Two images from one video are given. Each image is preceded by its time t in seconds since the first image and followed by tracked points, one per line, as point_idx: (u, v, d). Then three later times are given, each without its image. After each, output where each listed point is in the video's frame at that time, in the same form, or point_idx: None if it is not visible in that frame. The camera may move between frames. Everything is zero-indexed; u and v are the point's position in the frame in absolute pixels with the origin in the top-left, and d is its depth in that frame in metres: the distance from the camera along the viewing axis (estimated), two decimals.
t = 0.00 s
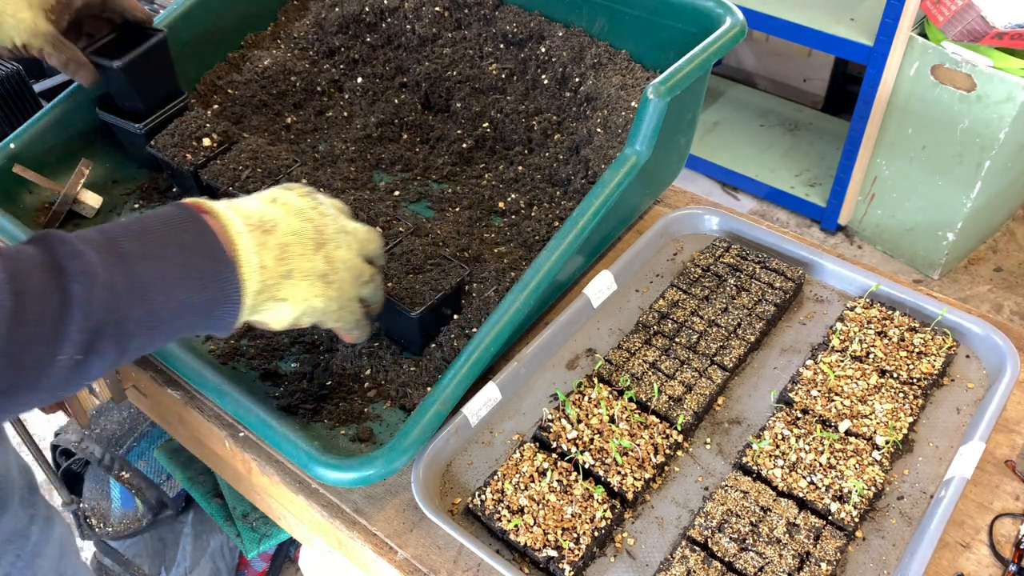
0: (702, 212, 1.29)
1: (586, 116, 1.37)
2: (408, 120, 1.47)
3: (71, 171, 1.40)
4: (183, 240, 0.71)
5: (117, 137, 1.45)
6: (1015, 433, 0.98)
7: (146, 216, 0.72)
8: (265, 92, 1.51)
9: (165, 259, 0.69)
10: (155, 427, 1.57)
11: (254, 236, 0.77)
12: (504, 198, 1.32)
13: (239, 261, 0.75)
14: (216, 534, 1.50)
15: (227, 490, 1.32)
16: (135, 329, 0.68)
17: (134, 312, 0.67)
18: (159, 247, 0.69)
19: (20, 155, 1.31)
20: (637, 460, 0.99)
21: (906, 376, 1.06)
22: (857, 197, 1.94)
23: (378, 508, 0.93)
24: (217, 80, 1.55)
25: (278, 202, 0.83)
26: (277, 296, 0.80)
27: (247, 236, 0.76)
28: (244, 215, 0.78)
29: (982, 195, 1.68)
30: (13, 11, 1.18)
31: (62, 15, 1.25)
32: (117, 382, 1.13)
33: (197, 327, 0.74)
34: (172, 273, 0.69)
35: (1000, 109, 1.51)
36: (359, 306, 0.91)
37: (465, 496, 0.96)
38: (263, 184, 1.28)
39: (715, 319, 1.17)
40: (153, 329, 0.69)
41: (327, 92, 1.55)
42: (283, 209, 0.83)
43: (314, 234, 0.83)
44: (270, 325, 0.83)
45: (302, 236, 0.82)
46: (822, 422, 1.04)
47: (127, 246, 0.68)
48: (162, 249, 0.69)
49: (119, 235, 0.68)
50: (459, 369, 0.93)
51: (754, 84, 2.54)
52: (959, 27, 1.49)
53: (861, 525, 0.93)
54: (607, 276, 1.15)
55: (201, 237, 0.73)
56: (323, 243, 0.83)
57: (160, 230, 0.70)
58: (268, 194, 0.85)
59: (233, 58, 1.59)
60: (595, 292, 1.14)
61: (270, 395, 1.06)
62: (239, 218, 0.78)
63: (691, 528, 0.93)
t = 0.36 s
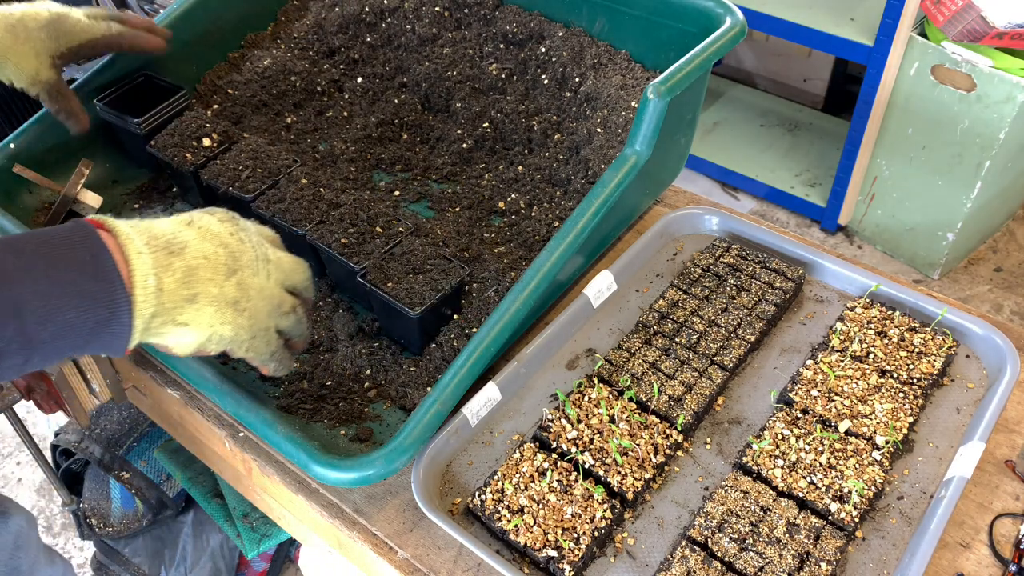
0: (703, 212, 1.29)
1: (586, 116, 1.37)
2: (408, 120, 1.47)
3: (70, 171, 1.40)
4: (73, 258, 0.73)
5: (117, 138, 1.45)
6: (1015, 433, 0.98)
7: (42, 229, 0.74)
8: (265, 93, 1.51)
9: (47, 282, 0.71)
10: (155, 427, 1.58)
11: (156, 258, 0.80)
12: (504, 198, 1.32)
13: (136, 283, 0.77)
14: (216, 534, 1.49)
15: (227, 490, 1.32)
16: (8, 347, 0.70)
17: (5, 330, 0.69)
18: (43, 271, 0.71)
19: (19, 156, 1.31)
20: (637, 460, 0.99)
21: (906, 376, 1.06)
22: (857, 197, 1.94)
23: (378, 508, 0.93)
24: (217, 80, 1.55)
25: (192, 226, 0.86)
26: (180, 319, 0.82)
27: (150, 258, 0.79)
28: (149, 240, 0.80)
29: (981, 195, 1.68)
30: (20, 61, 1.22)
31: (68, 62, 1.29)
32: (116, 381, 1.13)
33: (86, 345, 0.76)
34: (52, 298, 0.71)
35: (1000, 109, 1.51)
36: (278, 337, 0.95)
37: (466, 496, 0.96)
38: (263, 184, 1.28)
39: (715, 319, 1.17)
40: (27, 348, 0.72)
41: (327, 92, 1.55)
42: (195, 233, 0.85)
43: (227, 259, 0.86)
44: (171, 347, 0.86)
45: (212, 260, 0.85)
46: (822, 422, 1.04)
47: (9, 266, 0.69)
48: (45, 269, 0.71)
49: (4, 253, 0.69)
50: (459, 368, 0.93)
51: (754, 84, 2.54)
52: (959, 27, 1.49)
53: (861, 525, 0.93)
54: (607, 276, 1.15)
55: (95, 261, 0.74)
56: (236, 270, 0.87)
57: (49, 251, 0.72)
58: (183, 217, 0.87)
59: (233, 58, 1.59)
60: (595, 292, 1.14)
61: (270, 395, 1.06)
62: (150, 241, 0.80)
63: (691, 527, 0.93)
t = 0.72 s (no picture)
0: (703, 212, 1.29)
1: (586, 115, 1.37)
2: (408, 120, 1.47)
3: (71, 170, 1.41)
4: (149, 254, 0.71)
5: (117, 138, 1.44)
6: (1015, 433, 0.98)
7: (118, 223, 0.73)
8: (265, 93, 1.51)
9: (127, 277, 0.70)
10: (154, 427, 1.56)
11: (224, 246, 0.77)
12: (504, 198, 1.32)
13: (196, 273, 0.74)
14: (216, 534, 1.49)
15: (226, 490, 1.32)
16: (91, 342, 0.70)
17: (92, 327, 0.69)
18: (122, 266, 0.70)
19: (19, 156, 1.32)
20: (637, 460, 0.99)
21: (906, 376, 1.06)
22: (857, 197, 1.94)
23: (378, 508, 0.93)
24: (217, 80, 1.55)
25: (267, 209, 0.83)
26: (255, 303, 0.79)
27: (215, 245, 0.77)
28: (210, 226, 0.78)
29: (982, 195, 1.68)
30: (49, 93, 1.13)
31: (108, 100, 1.21)
32: (116, 381, 1.13)
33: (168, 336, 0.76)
34: (132, 292, 0.70)
35: (1001, 109, 1.51)
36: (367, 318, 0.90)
37: (466, 496, 0.96)
38: (264, 185, 1.28)
39: (715, 319, 1.17)
40: (110, 342, 0.71)
41: (326, 92, 1.54)
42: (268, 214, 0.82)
43: (303, 240, 0.82)
44: (255, 335, 0.83)
45: (285, 243, 0.81)
46: (822, 422, 1.04)
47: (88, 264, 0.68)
48: (124, 265, 0.70)
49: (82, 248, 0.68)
50: (459, 368, 0.93)
51: (754, 84, 2.54)
52: (959, 27, 1.49)
53: (861, 525, 0.93)
54: (607, 276, 1.15)
55: (167, 255, 0.73)
56: (314, 251, 0.83)
57: (126, 245, 0.70)
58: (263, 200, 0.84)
59: (233, 58, 1.59)
60: (595, 292, 1.14)
61: (270, 395, 1.06)
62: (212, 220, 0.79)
63: (691, 528, 0.93)
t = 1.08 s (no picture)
0: (702, 212, 1.29)
1: (586, 116, 1.37)
2: (408, 120, 1.47)
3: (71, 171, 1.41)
4: (181, 342, 0.61)
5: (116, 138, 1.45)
6: (1015, 433, 0.98)
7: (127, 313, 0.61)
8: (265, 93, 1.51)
9: (169, 370, 0.59)
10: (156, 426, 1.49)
11: (236, 334, 0.68)
12: (504, 198, 1.32)
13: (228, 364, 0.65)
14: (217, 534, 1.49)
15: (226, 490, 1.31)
16: (128, 451, 0.58)
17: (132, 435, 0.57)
18: (161, 358, 0.59)
19: (19, 156, 1.34)
20: (637, 460, 0.99)
21: (906, 376, 1.06)
22: (857, 197, 1.94)
23: (378, 508, 0.93)
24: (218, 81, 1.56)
25: (270, 285, 0.74)
26: (259, 395, 0.72)
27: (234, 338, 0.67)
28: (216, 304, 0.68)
29: (982, 195, 1.68)
30: (269, 81, 1.04)
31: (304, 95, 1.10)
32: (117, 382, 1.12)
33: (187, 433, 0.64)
34: (174, 391, 0.59)
35: (1001, 109, 1.51)
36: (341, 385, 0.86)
37: (466, 496, 0.96)
38: (264, 184, 1.28)
39: (715, 319, 1.17)
40: (145, 447, 0.60)
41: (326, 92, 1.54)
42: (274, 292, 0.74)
43: (306, 319, 0.76)
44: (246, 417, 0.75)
45: (293, 323, 0.74)
46: (822, 422, 1.04)
47: (124, 360, 0.57)
48: (162, 357, 0.59)
49: (109, 343, 0.57)
50: (459, 368, 0.93)
51: (754, 84, 2.54)
52: (959, 27, 1.49)
53: (861, 525, 0.93)
54: (607, 276, 1.15)
55: (202, 342, 0.62)
56: (313, 330, 0.77)
57: (158, 331, 0.60)
58: (257, 270, 0.75)
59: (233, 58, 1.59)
60: (595, 292, 1.14)
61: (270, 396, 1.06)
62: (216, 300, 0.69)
63: (691, 528, 0.93)
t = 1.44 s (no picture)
0: (702, 212, 1.29)
1: (586, 116, 1.37)
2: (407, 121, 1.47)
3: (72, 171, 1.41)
4: (190, 442, 0.59)
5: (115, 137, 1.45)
6: (1015, 433, 0.98)
7: (123, 404, 0.61)
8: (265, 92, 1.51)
9: (174, 475, 0.58)
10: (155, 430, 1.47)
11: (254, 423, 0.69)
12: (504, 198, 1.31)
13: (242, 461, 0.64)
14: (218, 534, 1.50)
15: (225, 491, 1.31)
16: (129, 562, 0.57)
17: (132, 547, 0.56)
18: (160, 448, 0.58)
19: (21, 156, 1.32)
20: (637, 460, 0.99)
21: (906, 376, 1.06)
22: (857, 197, 1.94)
23: (378, 508, 0.93)
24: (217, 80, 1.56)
25: (290, 360, 0.74)
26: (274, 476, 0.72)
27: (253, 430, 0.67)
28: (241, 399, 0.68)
29: (981, 195, 1.68)
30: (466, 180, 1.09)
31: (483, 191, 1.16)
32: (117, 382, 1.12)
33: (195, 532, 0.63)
34: (179, 497, 0.58)
35: (1000, 109, 1.51)
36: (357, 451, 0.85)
37: (466, 496, 0.96)
38: (265, 184, 1.28)
39: (715, 319, 1.17)
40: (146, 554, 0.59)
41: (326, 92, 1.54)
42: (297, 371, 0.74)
43: (327, 397, 0.76)
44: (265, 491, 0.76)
45: (312, 406, 0.74)
46: (822, 422, 1.04)
47: (124, 459, 0.56)
48: (168, 459, 0.58)
49: (106, 437, 0.57)
50: (459, 369, 0.93)
51: (754, 84, 2.54)
52: (959, 27, 1.49)
53: (861, 525, 0.93)
54: (607, 276, 1.15)
55: (206, 426, 0.61)
56: (335, 408, 0.76)
57: (167, 433, 0.59)
58: (279, 342, 0.75)
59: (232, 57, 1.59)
60: (595, 292, 1.14)
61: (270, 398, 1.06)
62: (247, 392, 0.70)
63: (691, 528, 0.93)
